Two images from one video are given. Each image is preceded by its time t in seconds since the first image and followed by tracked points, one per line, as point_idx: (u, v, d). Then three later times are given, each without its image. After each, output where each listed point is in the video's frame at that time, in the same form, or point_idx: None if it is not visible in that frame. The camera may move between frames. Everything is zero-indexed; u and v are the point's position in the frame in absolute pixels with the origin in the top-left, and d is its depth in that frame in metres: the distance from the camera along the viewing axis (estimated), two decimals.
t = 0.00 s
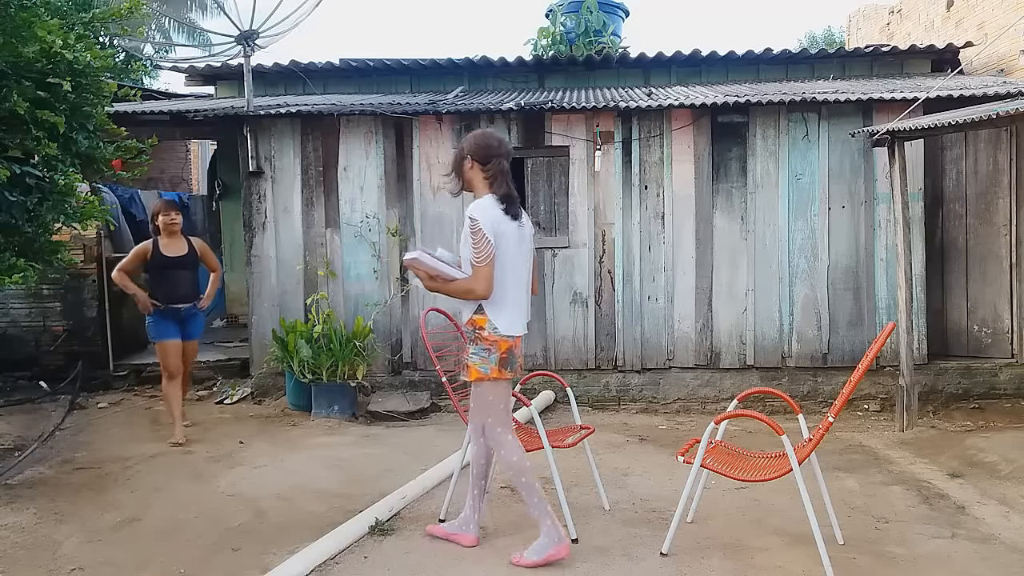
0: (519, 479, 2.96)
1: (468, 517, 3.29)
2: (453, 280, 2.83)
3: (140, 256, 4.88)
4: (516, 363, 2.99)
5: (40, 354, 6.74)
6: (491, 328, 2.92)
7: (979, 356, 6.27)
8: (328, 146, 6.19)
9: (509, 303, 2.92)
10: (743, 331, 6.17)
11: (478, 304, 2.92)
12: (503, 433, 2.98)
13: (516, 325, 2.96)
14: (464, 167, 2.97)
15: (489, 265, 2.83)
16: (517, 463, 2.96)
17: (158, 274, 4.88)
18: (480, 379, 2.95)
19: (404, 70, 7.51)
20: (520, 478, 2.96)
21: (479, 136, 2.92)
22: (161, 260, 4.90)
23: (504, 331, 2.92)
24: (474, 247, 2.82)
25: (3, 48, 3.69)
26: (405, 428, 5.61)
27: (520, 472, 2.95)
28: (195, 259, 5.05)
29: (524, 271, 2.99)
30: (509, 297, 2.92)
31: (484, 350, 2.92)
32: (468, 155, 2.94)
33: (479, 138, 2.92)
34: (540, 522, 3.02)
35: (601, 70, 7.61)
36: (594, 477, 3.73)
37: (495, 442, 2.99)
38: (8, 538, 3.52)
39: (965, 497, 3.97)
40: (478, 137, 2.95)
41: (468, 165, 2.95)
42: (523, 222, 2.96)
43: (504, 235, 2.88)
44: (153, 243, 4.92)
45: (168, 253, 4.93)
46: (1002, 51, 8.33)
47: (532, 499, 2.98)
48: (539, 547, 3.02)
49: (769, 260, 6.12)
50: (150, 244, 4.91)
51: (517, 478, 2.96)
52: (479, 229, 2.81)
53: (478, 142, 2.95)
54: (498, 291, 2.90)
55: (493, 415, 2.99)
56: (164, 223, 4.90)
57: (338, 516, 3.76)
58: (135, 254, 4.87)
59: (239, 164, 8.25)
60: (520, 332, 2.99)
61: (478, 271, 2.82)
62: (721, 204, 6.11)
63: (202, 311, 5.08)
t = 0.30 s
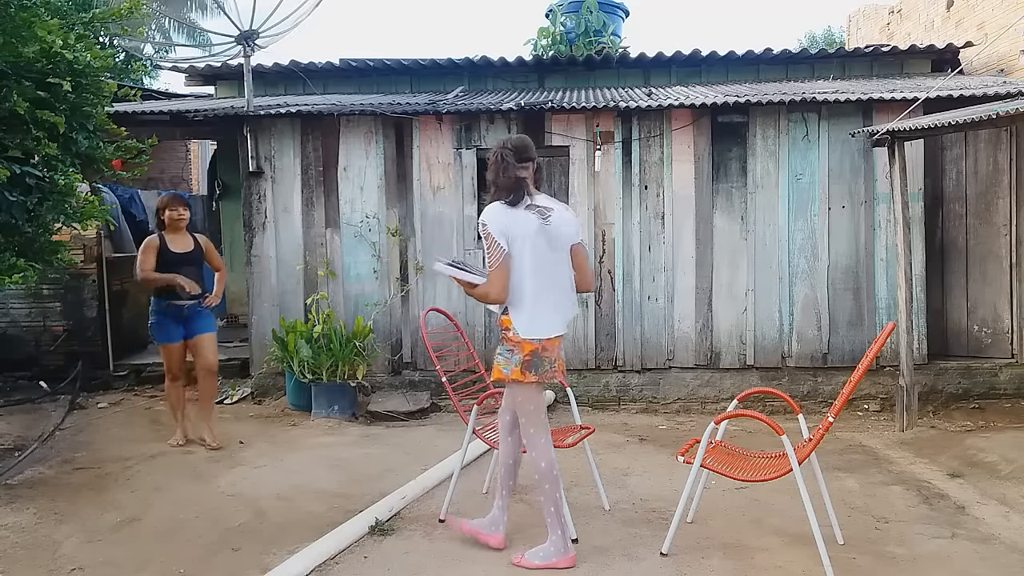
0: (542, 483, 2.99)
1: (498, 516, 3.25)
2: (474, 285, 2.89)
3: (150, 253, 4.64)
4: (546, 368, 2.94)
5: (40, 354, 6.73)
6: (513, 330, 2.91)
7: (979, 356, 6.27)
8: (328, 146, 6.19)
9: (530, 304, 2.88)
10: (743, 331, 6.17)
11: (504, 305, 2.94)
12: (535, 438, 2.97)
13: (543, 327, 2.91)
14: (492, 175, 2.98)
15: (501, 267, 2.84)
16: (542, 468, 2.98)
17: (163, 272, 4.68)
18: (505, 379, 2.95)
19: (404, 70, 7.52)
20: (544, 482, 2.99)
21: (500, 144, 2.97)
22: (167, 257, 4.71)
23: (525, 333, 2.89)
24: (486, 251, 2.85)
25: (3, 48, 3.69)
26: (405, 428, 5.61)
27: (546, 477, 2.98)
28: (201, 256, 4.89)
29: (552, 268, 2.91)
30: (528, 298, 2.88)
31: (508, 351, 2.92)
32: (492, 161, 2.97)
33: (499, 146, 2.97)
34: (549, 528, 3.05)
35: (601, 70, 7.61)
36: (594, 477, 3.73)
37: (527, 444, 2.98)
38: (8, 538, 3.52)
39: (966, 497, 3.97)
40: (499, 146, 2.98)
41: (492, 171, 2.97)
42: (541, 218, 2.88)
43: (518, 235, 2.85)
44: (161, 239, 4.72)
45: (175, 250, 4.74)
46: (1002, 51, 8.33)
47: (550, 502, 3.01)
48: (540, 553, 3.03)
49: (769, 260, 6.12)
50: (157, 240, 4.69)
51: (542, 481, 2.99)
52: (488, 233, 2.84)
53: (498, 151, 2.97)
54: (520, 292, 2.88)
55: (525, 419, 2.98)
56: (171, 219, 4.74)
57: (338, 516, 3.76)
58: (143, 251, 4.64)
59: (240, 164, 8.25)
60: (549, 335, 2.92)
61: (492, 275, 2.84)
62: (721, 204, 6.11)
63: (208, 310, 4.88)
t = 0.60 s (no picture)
0: (543, 481, 2.96)
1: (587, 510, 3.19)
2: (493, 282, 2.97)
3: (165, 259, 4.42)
4: (560, 368, 2.89)
5: (40, 354, 6.73)
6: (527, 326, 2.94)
7: (979, 356, 6.27)
8: (328, 146, 6.19)
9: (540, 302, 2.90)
10: (743, 331, 6.17)
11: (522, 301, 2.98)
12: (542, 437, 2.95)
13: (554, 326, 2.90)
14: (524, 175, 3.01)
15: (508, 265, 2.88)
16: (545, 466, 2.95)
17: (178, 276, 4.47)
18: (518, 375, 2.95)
19: (404, 70, 7.52)
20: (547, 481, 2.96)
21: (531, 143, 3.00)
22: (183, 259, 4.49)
23: (534, 330, 2.91)
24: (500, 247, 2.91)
25: (3, 48, 3.68)
26: (405, 428, 5.61)
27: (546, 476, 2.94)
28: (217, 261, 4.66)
29: (560, 268, 2.89)
30: (536, 295, 2.90)
31: (521, 347, 2.94)
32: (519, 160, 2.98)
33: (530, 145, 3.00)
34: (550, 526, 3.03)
35: (601, 70, 7.61)
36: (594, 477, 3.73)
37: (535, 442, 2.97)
38: (8, 538, 3.52)
39: (966, 497, 3.97)
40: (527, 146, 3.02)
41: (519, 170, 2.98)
42: (549, 215, 2.86)
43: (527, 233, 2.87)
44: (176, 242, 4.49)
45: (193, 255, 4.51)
46: (1002, 51, 8.33)
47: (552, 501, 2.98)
48: (540, 552, 3.03)
49: (769, 260, 6.12)
50: (172, 243, 4.46)
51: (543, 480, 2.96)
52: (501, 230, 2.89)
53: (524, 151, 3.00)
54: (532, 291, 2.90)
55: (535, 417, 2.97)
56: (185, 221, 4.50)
57: (339, 516, 3.76)
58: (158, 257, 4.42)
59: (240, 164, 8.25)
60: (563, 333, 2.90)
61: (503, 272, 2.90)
62: (721, 204, 6.11)
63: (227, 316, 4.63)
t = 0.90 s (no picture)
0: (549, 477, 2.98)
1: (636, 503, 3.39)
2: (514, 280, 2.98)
3: (179, 257, 4.25)
4: (581, 364, 2.93)
5: (40, 354, 6.73)
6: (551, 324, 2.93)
7: (979, 356, 6.27)
8: (328, 146, 6.19)
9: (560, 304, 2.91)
10: (743, 331, 6.17)
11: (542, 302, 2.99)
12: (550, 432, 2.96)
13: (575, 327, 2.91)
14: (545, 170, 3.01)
15: (532, 267, 2.88)
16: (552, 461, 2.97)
17: (194, 276, 4.28)
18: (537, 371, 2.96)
19: (404, 70, 7.52)
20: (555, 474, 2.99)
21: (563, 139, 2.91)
22: (198, 258, 4.29)
23: (558, 329, 2.91)
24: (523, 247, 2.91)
25: (3, 48, 3.68)
26: (405, 428, 5.61)
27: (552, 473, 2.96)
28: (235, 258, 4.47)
29: (584, 269, 2.89)
30: (559, 296, 2.90)
31: (543, 344, 2.94)
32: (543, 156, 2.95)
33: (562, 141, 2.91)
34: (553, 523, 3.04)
35: (601, 70, 7.61)
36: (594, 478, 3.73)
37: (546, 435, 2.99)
38: (8, 538, 3.52)
39: (966, 497, 3.97)
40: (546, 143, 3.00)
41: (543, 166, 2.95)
42: (574, 217, 2.87)
43: (551, 235, 2.87)
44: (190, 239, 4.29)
45: (207, 252, 4.31)
46: (1002, 51, 8.33)
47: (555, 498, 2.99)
48: (540, 551, 3.04)
49: (769, 260, 6.12)
50: (186, 240, 4.28)
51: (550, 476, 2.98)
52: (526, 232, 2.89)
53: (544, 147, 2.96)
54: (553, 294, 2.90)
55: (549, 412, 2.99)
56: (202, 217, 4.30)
57: (339, 516, 3.76)
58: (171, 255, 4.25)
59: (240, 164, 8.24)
60: (585, 333, 2.91)
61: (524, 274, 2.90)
62: (721, 204, 6.11)
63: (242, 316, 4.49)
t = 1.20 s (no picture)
0: (580, 467, 3.04)
1: (648, 501, 3.46)
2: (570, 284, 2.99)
3: (189, 261, 4.01)
4: (633, 359, 3.10)
5: (40, 354, 6.73)
6: (609, 325, 3.02)
7: (979, 356, 6.27)
8: (328, 146, 6.19)
9: (619, 305, 3.02)
10: (743, 331, 6.17)
11: (594, 305, 3.04)
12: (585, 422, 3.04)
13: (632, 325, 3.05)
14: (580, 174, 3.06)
15: (603, 267, 2.95)
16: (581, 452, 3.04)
17: (203, 281, 4.05)
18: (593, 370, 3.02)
19: (404, 70, 7.52)
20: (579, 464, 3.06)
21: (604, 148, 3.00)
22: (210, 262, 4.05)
23: (621, 329, 3.01)
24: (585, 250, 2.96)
25: (3, 48, 3.68)
26: (404, 428, 5.61)
27: (581, 464, 3.02)
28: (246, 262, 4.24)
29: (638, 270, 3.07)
30: (620, 297, 3.02)
31: (602, 344, 3.01)
32: (589, 162, 2.99)
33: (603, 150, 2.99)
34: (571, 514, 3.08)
35: (601, 70, 7.61)
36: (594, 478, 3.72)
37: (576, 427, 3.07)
38: (8, 538, 3.52)
39: (966, 497, 3.97)
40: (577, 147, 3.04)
41: (588, 172, 3.01)
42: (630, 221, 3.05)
43: (615, 238, 2.98)
44: (200, 242, 4.05)
45: (218, 256, 4.08)
46: (1002, 50, 8.33)
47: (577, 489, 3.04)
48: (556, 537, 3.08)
49: (769, 260, 6.12)
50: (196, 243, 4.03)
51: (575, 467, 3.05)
52: (593, 235, 2.95)
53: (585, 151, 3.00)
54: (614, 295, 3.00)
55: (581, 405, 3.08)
56: (213, 218, 4.06)
57: (339, 516, 3.76)
58: (179, 260, 4.01)
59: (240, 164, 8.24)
60: (640, 330, 3.06)
61: (592, 275, 2.95)
62: (721, 204, 6.11)
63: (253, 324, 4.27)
